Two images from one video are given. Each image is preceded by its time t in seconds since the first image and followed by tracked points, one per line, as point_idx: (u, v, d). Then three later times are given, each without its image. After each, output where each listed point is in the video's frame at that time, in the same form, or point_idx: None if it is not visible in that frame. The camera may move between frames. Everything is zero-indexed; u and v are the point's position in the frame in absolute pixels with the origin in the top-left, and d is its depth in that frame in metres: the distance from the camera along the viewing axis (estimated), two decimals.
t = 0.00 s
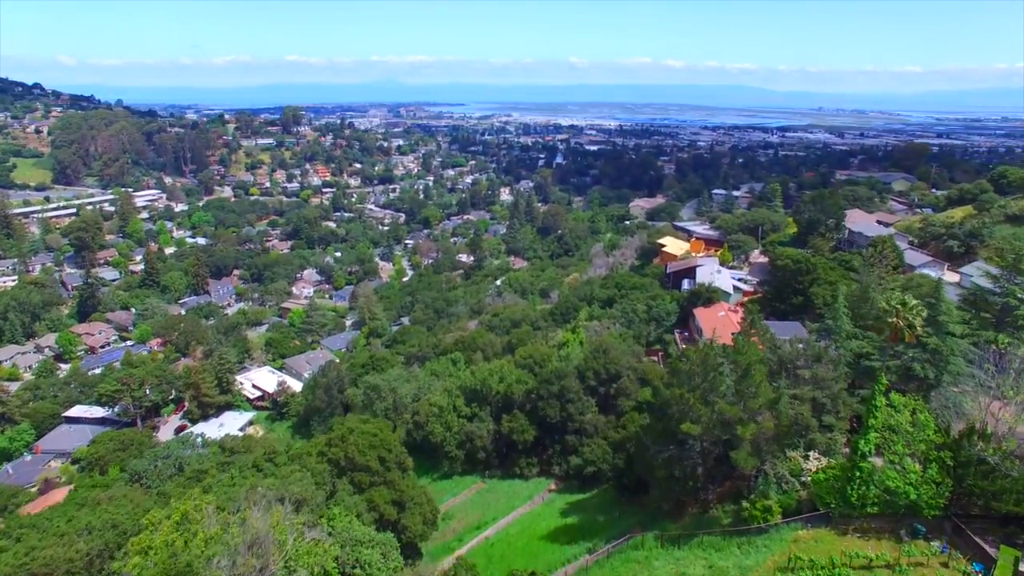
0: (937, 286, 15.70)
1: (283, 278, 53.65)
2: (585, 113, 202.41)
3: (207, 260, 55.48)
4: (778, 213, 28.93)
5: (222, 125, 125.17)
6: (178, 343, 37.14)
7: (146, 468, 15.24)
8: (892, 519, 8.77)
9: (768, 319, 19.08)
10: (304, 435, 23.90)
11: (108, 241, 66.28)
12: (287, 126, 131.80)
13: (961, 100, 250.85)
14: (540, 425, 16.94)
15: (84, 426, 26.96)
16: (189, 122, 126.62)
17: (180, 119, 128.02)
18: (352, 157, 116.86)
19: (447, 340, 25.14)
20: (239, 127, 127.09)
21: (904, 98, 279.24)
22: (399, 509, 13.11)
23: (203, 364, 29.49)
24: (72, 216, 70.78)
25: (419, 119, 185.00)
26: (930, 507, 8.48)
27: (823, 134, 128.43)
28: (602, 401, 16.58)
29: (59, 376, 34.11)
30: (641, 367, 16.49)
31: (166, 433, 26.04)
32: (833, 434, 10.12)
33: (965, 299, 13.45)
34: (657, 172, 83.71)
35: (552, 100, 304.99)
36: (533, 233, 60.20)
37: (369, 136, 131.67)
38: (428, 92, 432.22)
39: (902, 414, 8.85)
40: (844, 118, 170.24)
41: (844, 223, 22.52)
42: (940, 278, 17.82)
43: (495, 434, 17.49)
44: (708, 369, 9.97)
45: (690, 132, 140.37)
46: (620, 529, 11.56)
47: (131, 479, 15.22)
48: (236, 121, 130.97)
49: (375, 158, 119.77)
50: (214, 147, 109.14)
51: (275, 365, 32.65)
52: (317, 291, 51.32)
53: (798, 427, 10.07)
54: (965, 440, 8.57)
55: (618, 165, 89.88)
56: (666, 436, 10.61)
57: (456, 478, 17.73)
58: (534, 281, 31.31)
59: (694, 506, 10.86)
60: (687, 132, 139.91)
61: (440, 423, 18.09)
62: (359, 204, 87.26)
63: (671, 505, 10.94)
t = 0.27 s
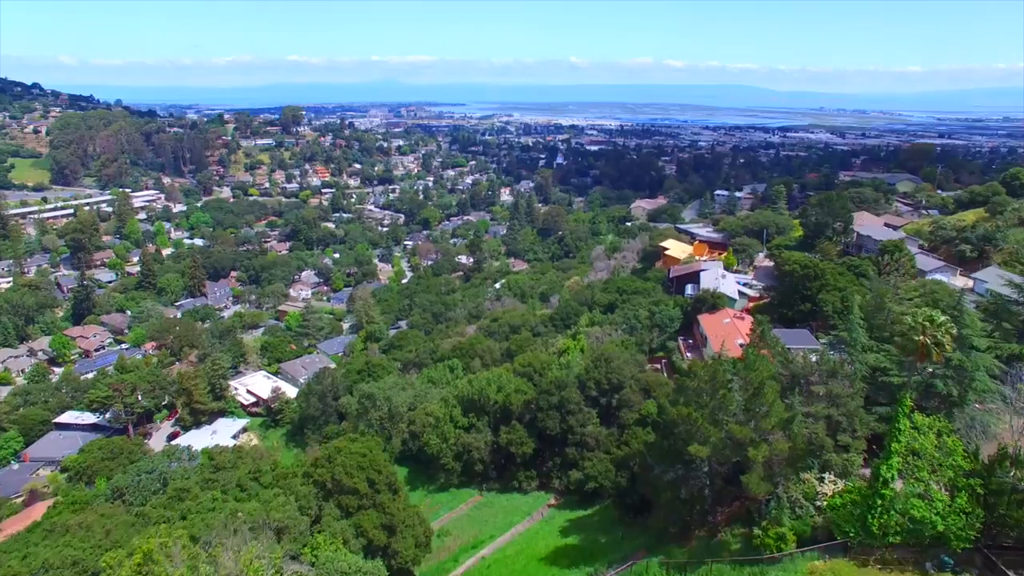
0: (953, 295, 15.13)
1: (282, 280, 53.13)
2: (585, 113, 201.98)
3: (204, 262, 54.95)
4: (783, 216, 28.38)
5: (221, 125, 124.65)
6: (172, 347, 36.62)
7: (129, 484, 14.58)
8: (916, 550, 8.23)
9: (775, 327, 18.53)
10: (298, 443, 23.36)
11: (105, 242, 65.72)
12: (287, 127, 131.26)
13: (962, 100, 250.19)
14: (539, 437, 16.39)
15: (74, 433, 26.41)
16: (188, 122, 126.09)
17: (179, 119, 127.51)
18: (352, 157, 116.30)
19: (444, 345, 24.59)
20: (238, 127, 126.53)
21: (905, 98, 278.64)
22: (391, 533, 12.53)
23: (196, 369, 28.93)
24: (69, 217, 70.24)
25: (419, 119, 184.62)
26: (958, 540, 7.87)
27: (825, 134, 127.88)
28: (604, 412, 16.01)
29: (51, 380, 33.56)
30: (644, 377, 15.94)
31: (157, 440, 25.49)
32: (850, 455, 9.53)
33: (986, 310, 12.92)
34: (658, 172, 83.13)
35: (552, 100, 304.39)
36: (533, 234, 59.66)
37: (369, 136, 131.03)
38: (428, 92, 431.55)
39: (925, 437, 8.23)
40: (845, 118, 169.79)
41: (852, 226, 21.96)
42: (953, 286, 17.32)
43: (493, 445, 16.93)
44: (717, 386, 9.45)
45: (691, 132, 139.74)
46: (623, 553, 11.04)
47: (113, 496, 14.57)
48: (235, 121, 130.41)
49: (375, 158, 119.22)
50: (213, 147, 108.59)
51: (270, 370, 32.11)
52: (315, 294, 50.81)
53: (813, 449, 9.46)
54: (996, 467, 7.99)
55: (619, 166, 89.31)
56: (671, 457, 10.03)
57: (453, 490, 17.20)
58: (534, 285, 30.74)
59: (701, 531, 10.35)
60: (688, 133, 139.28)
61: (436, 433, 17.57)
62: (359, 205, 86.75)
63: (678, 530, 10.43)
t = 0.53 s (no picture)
0: (969, 304, 14.82)
1: (279, 282, 52.57)
2: (586, 113, 201.47)
3: (200, 264, 54.40)
4: (788, 218, 27.80)
5: (220, 125, 124.10)
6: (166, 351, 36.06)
7: (109, 502, 14.02)
8: None
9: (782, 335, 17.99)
10: (292, 452, 22.79)
11: (102, 243, 65.13)
12: (286, 127, 130.72)
13: (963, 100, 249.57)
14: (538, 450, 15.84)
15: (64, 441, 25.83)
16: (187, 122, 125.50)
17: (177, 119, 126.99)
18: (352, 158, 115.69)
19: (442, 352, 24.01)
20: (237, 127, 125.97)
21: (905, 98, 278.00)
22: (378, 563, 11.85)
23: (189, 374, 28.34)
24: (65, 218, 69.65)
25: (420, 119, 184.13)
26: None
27: (826, 134, 127.33)
28: (606, 424, 15.46)
29: (43, 385, 33.00)
30: (647, 388, 15.39)
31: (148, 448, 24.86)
32: (870, 480, 9.02)
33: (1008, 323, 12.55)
34: (659, 173, 82.55)
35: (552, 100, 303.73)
36: (533, 235, 59.08)
37: (368, 137, 130.47)
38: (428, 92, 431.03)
39: (955, 464, 7.66)
40: (846, 118, 169.26)
41: (861, 230, 21.34)
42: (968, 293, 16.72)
43: (491, 458, 16.37)
44: (728, 406, 8.92)
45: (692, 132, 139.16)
46: None
47: (92, 514, 14.01)
48: (235, 121, 129.86)
49: (374, 158, 118.68)
50: (212, 147, 108.06)
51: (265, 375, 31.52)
52: (312, 297, 50.26)
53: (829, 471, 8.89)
54: None
55: (620, 166, 88.73)
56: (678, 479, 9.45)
57: (448, 504, 16.59)
58: (534, 288, 30.13)
59: (708, 557, 9.78)
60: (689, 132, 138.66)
61: (432, 445, 17.03)
62: (358, 205, 86.20)
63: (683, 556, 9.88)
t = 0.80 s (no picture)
0: (985, 311, 14.72)
1: (276, 284, 51.98)
2: (586, 113, 200.88)
3: (197, 266, 53.84)
4: (793, 222, 27.20)
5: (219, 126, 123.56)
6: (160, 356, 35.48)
7: (84, 523, 13.53)
8: None
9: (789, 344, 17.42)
10: (284, 462, 22.22)
11: (98, 244, 64.55)
12: (285, 127, 130.17)
13: (964, 100, 248.90)
14: (537, 464, 15.20)
15: (53, 449, 25.18)
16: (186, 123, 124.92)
17: (176, 120, 126.47)
18: (351, 158, 115.05)
19: (439, 359, 23.44)
20: (236, 128, 125.40)
21: (906, 98, 277.22)
22: None
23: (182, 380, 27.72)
24: (62, 219, 69.10)
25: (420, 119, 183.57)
26: None
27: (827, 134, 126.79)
28: (607, 437, 14.92)
29: (34, 391, 32.41)
30: (648, 398, 14.88)
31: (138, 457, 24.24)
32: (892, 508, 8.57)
33: None
34: (660, 173, 81.94)
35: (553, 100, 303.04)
36: (533, 237, 58.47)
37: (368, 137, 129.93)
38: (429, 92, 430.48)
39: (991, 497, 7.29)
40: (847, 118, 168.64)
41: (870, 233, 20.69)
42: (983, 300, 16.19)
43: (488, 472, 15.78)
44: (739, 430, 8.49)
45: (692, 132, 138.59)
46: None
47: (68, 534, 13.56)
48: (234, 121, 129.33)
49: (374, 159, 118.14)
50: (211, 148, 107.49)
51: (260, 381, 30.94)
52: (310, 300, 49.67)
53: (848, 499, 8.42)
54: None
55: (620, 167, 88.14)
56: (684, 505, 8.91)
57: (444, 519, 15.98)
58: (533, 292, 29.51)
59: None
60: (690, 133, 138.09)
61: (427, 458, 16.44)
62: (357, 206, 85.63)
63: None
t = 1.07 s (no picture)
0: (1003, 320, 14.20)
1: (273, 286, 51.34)
2: (586, 113, 200.20)
3: (193, 268, 53.21)
4: (798, 225, 26.61)
5: (218, 126, 122.87)
6: (154, 360, 34.89)
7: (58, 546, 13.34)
8: None
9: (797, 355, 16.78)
10: (277, 472, 21.64)
11: (94, 246, 63.91)
12: (284, 127, 129.50)
13: (965, 100, 248.16)
14: (536, 479, 14.62)
15: (41, 457, 24.57)
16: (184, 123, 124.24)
17: (175, 120, 125.76)
18: (350, 158, 114.37)
19: (435, 366, 22.84)
20: (234, 128, 124.70)
21: (906, 98, 276.65)
22: None
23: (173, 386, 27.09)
24: (58, 220, 68.43)
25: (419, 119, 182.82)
26: None
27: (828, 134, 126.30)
28: (608, 451, 14.37)
29: (23, 396, 31.78)
30: (652, 410, 14.35)
31: (129, 466, 23.65)
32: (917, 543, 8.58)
33: None
34: (661, 174, 81.31)
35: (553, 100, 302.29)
36: (533, 238, 57.85)
37: (367, 137, 129.29)
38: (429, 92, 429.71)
39: None
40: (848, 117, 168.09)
41: (880, 237, 20.12)
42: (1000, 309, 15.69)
43: (485, 486, 15.13)
44: (754, 460, 8.59)
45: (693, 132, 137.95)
46: None
47: (38, 560, 13.40)
48: (232, 121, 128.66)
49: (373, 159, 117.49)
50: (209, 148, 106.82)
51: (254, 387, 30.32)
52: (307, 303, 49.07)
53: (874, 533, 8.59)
54: None
55: (621, 167, 87.51)
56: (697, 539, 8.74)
57: (440, 536, 15.38)
58: (533, 296, 28.91)
59: None
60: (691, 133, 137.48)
61: (422, 472, 15.87)
62: (355, 206, 84.98)
63: None
